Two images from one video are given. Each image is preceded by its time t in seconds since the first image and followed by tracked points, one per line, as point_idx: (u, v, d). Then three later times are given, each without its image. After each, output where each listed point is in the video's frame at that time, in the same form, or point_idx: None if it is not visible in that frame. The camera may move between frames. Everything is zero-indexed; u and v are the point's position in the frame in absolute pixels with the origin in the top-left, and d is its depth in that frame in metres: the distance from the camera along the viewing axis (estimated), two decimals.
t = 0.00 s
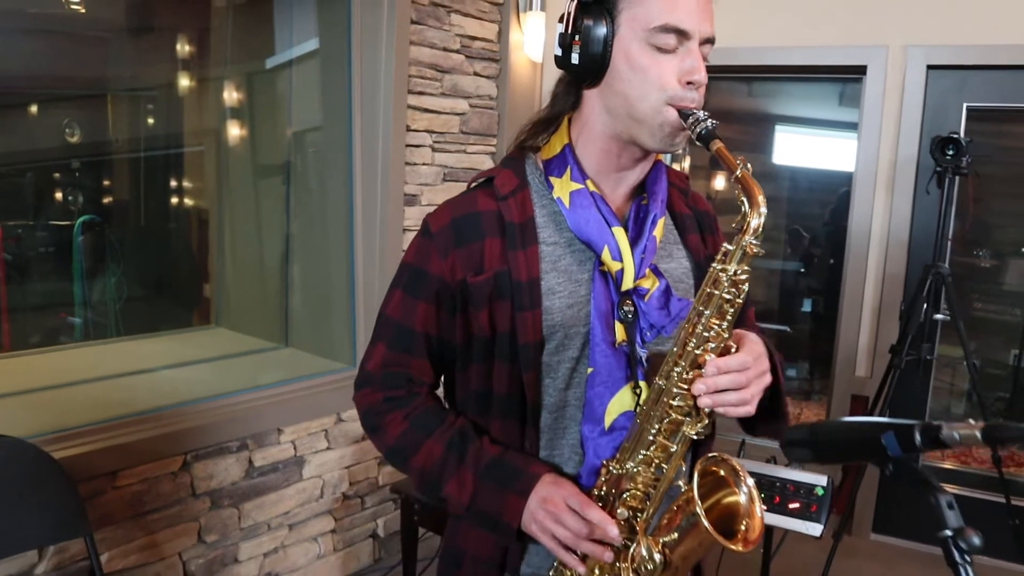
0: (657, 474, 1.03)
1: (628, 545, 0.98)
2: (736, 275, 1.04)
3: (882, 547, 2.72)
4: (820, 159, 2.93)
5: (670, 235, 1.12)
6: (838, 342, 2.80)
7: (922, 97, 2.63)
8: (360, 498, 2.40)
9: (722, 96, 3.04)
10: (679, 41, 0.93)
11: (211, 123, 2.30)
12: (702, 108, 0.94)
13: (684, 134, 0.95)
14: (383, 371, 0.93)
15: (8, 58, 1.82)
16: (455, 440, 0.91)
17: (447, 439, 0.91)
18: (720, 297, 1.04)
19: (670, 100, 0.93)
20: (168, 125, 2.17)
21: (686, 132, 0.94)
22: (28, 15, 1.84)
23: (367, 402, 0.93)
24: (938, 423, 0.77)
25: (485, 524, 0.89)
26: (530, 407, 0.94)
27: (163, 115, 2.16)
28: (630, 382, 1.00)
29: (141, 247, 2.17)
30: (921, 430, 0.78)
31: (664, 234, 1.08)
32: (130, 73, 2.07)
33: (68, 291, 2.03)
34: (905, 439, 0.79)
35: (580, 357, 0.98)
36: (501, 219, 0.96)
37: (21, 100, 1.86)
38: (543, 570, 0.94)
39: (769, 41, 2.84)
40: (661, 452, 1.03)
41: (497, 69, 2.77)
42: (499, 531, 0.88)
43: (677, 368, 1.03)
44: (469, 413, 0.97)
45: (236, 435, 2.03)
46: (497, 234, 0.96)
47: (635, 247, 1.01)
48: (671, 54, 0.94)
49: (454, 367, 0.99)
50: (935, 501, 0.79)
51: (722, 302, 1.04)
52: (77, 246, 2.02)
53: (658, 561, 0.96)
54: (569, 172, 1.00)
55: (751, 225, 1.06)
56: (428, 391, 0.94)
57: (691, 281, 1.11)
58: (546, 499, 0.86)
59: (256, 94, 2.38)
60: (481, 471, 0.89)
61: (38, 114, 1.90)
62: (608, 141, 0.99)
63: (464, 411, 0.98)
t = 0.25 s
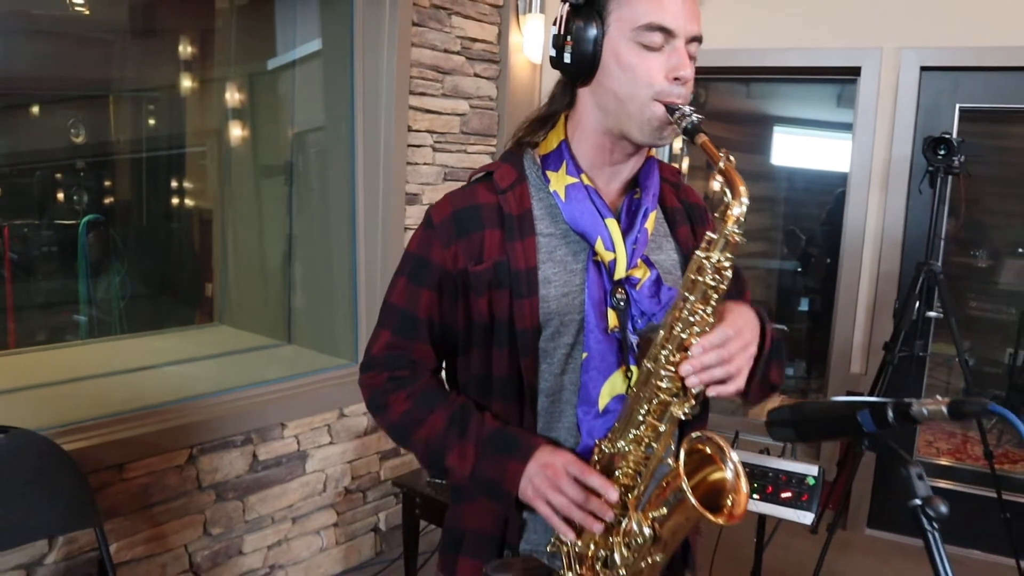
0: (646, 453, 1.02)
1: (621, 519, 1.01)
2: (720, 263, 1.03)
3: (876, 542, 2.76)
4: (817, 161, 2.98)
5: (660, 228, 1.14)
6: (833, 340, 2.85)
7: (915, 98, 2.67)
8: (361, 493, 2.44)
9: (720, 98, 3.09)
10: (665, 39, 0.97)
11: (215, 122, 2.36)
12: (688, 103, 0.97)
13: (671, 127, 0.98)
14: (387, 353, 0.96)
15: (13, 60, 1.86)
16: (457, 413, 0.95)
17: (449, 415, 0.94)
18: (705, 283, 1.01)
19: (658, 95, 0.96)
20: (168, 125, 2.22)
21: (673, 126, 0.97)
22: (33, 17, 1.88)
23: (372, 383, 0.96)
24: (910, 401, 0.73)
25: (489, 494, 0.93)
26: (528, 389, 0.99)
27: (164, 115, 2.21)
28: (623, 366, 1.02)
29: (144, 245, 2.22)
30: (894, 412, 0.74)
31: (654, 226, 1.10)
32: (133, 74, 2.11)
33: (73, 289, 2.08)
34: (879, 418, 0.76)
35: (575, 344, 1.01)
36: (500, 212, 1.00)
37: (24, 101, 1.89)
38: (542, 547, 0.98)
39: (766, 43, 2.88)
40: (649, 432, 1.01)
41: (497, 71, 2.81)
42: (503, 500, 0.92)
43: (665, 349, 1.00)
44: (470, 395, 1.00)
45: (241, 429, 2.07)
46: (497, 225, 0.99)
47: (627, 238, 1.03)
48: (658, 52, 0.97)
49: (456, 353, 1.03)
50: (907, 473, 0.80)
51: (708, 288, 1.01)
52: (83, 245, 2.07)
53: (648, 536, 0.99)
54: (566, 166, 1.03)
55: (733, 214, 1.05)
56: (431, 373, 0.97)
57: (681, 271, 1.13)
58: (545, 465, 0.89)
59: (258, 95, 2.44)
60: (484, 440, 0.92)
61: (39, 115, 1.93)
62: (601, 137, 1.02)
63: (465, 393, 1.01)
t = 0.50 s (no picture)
0: (633, 437, 1.05)
1: (609, 501, 1.03)
2: (701, 255, 1.05)
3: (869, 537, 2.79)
4: (813, 162, 3.02)
5: (651, 220, 1.16)
6: (828, 337, 2.89)
7: (908, 99, 2.71)
8: (362, 487, 2.47)
9: (718, 99, 3.13)
10: (654, 44, 0.98)
11: (216, 123, 2.40)
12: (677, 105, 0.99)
13: (659, 126, 1.00)
14: (387, 340, 0.99)
15: (15, 61, 1.89)
16: (455, 399, 0.98)
17: (447, 399, 0.98)
18: (688, 275, 1.04)
19: (646, 97, 0.98)
20: (168, 125, 2.26)
21: (661, 125, 0.99)
22: (37, 18, 1.92)
23: (372, 368, 1.00)
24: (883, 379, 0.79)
25: (484, 476, 0.96)
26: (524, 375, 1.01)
27: (163, 115, 2.24)
28: (613, 354, 1.05)
29: (145, 243, 2.25)
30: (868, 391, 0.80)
31: (643, 219, 1.11)
32: (134, 75, 2.15)
33: (76, 287, 2.12)
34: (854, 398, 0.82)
35: (568, 332, 1.04)
36: (496, 207, 1.03)
37: (24, 101, 1.92)
38: (535, 528, 1.02)
39: (762, 45, 2.92)
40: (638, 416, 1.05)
41: (496, 72, 2.84)
42: (498, 483, 0.96)
43: (648, 337, 1.03)
44: (467, 379, 1.03)
45: (243, 423, 2.10)
46: (493, 219, 1.02)
47: (617, 230, 1.06)
48: (648, 55, 0.99)
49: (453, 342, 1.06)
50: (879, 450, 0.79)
51: (690, 280, 1.04)
52: (86, 243, 2.11)
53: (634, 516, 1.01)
54: (558, 162, 1.06)
55: (713, 209, 1.08)
56: (431, 359, 1.01)
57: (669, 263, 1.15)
58: (536, 452, 0.92)
59: (258, 95, 2.48)
60: (480, 425, 0.96)
61: (39, 115, 1.96)
62: (591, 134, 1.04)
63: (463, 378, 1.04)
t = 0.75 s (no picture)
0: (628, 439, 1.11)
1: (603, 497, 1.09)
2: (699, 276, 1.07)
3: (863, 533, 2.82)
4: (808, 163, 3.05)
5: (649, 225, 1.17)
6: (822, 335, 2.92)
7: (901, 100, 2.74)
8: (361, 484, 2.50)
9: (714, 100, 3.16)
10: (655, 56, 1.01)
11: (215, 123, 2.42)
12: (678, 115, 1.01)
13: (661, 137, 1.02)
14: (394, 343, 1.02)
15: (14, 61, 1.92)
16: (455, 404, 1.01)
17: (448, 402, 1.00)
18: (686, 294, 1.06)
19: (649, 107, 1.00)
20: (167, 125, 2.28)
21: (664, 139, 1.01)
22: (37, 18, 1.94)
23: (378, 368, 1.03)
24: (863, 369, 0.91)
25: (481, 476, 1.00)
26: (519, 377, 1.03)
27: (162, 115, 2.26)
28: (608, 355, 1.07)
29: (144, 242, 2.28)
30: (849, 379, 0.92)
31: (642, 224, 1.15)
32: (133, 76, 2.17)
33: (77, 286, 2.15)
34: (836, 386, 0.94)
35: (563, 337, 1.06)
36: (494, 215, 1.05)
37: (22, 101, 1.94)
38: (530, 514, 1.05)
39: (757, 46, 2.95)
40: (632, 422, 1.08)
41: (493, 73, 2.87)
42: (494, 483, 0.99)
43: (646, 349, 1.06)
44: (468, 377, 1.05)
45: (244, 420, 2.13)
46: (491, 228, 1.04)
47: (613, 237, 1.09)
48: (649, 67, 1.01)
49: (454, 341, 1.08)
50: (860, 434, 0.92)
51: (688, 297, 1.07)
52: (86, 242, 2.14)
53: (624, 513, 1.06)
54: (556, 171, 1.08)
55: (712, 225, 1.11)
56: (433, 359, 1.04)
57: (667, 268, 1.18)
58: (531, 458, 0.95)
59: (258, 96, 2.51)
60: (478, 431, 0.99)
61: (37, 115, 1.98)
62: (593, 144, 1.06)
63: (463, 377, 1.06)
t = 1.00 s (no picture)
0: (627, 423, 1.08)
1: (605, 482, 1.08)
2: (696, 255, 1.08)
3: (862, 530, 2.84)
4: (807, 163, 3.06)
5: (650, 221, 1.17)
6: (821, 334, 2.94)
7: (898, 100, 2.76)
8: (362, 481, 2.51)
9: (714, 102, 3.19)
10: (655, 51, 1.00)
11: (216, 123, 2.44)
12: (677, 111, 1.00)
13: (658, 130, 1.01)
14: (399, 329, 1.02)
15: (16, 62, 1.93)
16: (459, 388, 1.00)
17: (452, 388, 1.00)
18: (683, 274, 1.07)
19: (648, 102, 0.99)
20: (167, 126, 2.30)
21: (661, 130, 1.00)
22: (38, 19, 1.96)
23: (384, 355, 1.02)
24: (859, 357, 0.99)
25: (484, 460, 0.99)
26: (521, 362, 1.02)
27: (162, 116, 2.28)
28: (608, 342, 1.06)
29: (145, 240, 2.29)
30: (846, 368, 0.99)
31: (644, 217, 1.13)
32: (135, 77, 2.19)
33: (79, 286, 2.17)
34: (834, 375, 1.01)
35: (565, 323, 1.05)
36: (500, 202, 1.04)
37: (24, 102, 1.96)
38: (531, 504, 1.06)
39: (756, 47, 2.97)
40: (632, 403, 1.06)
41: (494, 74, 2.89)
42: (496, 465, 0.98)
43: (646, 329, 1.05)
44: (471, 366, 1.04)
45: (247, 417, 2.14)
46: (497, 215, 1.03)
47: (615, 228, 1.07)
48: (649, 63, 1.00)
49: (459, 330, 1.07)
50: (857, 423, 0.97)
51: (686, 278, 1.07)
52: (89, 242, 2.15)
53: (628, 495, 1.05)
54: (561, 161, 1.07)
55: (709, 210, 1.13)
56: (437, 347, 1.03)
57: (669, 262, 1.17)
58: (534, 436, 0.94)
59: (259, 98, 2.53)
60: (481, 413, 0.98)
61: (39, 116, 1.99)
62: (594, 136, 1.06)
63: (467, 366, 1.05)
